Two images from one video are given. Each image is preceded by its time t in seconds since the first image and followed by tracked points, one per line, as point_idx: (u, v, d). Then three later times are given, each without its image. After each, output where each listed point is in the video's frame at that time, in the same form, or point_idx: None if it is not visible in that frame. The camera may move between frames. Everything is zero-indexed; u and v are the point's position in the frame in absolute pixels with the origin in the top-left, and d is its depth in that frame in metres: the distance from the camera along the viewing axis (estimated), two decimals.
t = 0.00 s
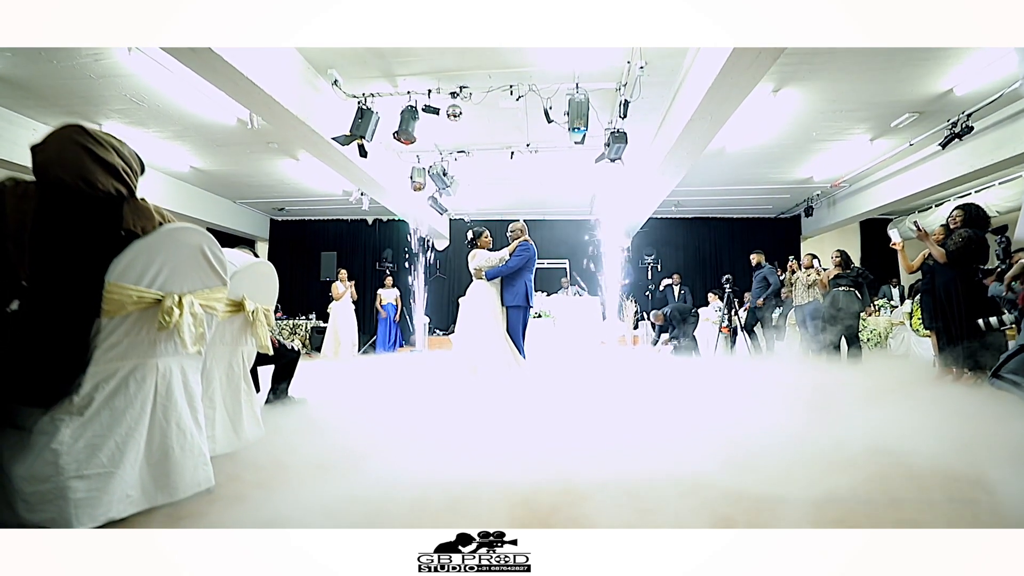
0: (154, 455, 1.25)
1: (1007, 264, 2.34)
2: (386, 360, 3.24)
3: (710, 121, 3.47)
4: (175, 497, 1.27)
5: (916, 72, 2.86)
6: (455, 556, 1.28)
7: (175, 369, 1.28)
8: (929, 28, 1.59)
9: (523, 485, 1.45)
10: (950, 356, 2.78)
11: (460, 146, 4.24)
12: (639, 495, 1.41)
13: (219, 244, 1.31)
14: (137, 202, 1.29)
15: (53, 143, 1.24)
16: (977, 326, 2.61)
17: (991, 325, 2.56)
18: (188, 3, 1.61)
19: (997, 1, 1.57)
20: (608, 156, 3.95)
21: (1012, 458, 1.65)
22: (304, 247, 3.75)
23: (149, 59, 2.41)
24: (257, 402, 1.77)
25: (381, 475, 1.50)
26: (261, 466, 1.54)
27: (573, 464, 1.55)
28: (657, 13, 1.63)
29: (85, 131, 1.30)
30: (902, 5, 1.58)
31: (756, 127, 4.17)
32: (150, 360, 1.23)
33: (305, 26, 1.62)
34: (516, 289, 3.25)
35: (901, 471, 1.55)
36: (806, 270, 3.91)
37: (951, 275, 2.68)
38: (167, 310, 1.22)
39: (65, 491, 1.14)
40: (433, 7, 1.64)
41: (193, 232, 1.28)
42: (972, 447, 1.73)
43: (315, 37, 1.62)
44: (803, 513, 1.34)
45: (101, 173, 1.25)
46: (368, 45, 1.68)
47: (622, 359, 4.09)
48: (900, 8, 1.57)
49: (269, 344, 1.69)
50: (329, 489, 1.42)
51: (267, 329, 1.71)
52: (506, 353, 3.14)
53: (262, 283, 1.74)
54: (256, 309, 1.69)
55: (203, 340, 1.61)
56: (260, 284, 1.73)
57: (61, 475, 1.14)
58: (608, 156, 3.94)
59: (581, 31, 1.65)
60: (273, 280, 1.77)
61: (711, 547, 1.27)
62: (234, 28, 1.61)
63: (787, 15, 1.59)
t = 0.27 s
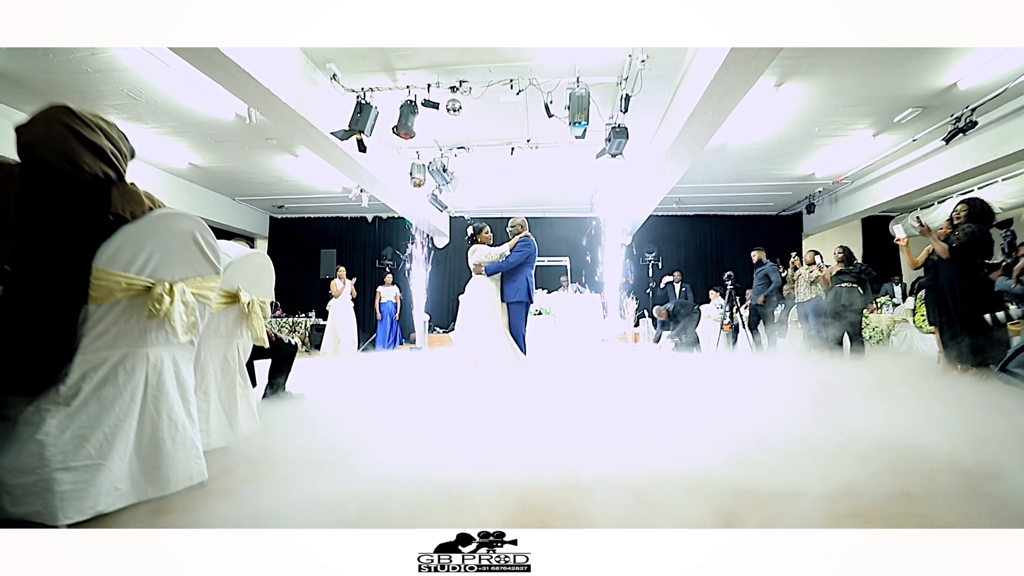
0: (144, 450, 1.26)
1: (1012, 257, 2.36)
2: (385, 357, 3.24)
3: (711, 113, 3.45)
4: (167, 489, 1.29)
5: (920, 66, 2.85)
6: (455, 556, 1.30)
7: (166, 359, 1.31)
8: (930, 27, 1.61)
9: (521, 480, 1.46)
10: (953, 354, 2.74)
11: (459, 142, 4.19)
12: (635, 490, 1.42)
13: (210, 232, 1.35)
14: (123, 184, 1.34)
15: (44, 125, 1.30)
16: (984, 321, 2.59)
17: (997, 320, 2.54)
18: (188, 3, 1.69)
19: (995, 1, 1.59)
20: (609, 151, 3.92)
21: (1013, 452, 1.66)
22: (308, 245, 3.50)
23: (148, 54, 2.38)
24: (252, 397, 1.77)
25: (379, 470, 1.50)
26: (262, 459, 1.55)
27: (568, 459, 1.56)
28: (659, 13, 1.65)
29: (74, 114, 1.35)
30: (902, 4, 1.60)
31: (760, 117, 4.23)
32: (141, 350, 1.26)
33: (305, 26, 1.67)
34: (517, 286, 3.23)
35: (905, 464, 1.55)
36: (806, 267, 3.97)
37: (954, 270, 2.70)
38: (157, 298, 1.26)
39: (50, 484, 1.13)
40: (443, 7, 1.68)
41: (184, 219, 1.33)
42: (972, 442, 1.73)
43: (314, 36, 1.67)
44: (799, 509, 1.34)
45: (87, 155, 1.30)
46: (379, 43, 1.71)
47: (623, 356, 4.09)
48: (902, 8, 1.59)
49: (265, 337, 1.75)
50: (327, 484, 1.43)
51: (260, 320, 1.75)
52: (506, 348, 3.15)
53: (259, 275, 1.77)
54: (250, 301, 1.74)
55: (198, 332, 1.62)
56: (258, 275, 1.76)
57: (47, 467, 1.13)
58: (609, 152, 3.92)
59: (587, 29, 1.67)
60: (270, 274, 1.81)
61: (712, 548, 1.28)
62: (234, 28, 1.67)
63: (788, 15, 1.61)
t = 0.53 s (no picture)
0: (133, 444, 1.13)
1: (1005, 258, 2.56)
2: (385, 356, 3.19)
3: (717, 108, 3.36)
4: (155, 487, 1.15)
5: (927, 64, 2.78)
6: (455, 556, 1.13)
7: (156, 352, 1.17)
8: (929, 28, 1.56)
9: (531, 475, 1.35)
10: (958, 348, 2.80)
11: (460, 139, 4.21)
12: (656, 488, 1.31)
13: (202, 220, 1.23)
14: (113, 171, 1.17)
15: (18, 102, 1.09)
16: (996, 319, 2.63)
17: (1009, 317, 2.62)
18: (188, 3, 1.60)
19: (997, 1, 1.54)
20: (611, 146, 3.88)
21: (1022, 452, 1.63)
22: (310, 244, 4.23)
23: (152, 53, 2.36)
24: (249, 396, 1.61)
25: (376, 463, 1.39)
26: (249, 450, 1.41)
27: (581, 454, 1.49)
28: (657, 13, 1.60)
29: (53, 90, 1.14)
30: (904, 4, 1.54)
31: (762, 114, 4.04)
32: (128, 341, 1.12)
33: (305, 27, 1.61)
34: (518, 281, 3.22)
35: (914, 462, 1.49)
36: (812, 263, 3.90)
37: (961, 266, 2.63)
38: (144, 287, 1.14)
39: (30, 481, 1.00)
40: (430, 8, 1.61)
41: (175, 205, 1.20)
42: (980, 443, 1.69)
43: (316, 37, 1.61)
44: (835, 509, 1.23)
45: (70, 137, 1.10)
46: (367, 45, 1.66)
47: (627, 355, 4.02)
48: (901, 8, 1.53)
49: (262, 331, 1.56)
50: (322, 480, 1.29)
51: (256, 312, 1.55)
52: (508, 345, 3.12)
53: (259, 266, 1.60)
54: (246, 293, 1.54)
55: (187, 321, 1.43)
56: (255, 267, 1.58)
57: (26, 463, 0.99)
58: (610, 147, 3.88)
59: (578, 32, 1.62)
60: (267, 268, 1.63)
61: (713, 547, 1.13)
62: (234, 28, 1.60)
63: (788, 15, 1.56)
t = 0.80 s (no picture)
0: (112, 445, 1.09)
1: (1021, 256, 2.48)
2: (384, 354, 3.16)
3: (721, 102, 3.33)
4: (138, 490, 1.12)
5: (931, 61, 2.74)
6: (455, 556, 1.14)
7: (138, 348, 1.12)
8: (929, 28, 1.56)
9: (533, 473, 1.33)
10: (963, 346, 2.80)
11: (459, 135, 4.17)
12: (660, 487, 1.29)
13: (187, 209, 1.16)
14: (90, 155, 1.12)
15: None
16: (1008, 315, 2.63)
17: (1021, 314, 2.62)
18: (188, 3, 1.63)
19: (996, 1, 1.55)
20: (613, 142, 3.85)
21: None
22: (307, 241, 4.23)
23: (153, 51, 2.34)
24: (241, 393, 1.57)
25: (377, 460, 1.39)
26: (250, 446, 1.40)
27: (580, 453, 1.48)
28: (658, 13, 1.61)
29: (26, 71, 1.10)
30: (904, 3, 1.55)
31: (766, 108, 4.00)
32: (108, 336, 1.07)
33: (305, 27, 1.62)
34: (518, 278, 3.22)
35: (915, 460, 1.48)
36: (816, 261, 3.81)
37: (969, 262, 2.62)
38: (125, 279, 1.07)
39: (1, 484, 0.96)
40: (434, 8, 1.63)
41: (158, 192, 1.13)
42: (980, 441, 1.68)
43: (315, 37, 1.63)
44: (841, 507, 1.22)
45: (45, 119, 1.06)
46: (371, 45, 1.67)
47: (628, 353, 4.01)
48: (901, 8, 1.54)
49: (253, 328, 1.52)
50: (322, 479, 1.28)
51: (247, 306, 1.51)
52: (507, 342, 3.11)
53: (248, 260, 1.55)
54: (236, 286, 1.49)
55: (175, 317, 1.38)
56: (246, 262, 1.53)
57: None
58: (611, 143, 3.85)
59: (580, 31, 1.63)
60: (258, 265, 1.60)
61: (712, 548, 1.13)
62: (235, 29, 1.62)
63: (788, 15, 1.57)
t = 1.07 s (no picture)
0: (87, 449, 1.06)
1: None
2: (383, 354, 3.13)
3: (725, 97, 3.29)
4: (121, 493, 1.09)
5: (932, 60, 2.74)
6: (455, 556, 1.12)
7: (116, 345, 1.09)
8: (927, 27, 1.57)
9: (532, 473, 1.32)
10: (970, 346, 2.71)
11: (458, 132, 4.17)
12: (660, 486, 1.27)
13: (167, 201, 1.15)
14: (61, 140, 1.11)
15: None
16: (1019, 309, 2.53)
17: None
18: (188, 2, 1.63)
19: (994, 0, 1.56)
20: (613, 138, 3.79)
21: None
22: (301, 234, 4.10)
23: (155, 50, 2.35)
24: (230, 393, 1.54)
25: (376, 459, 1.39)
26: (247, 446, 1.40)
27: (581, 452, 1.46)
28: (658, 13, 1.62)
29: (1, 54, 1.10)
30: (903, 3, 1.56)
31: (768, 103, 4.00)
32: (83, 333, 1.04)
33: (305, 26, 1.63)
34: (517, 276, 3.18)
35: (916, 460, 1.46)
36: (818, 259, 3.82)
37: (976, 259, 2.57)
38: (99, 273, 1.06)
39: None
40: (432, 8, 1.62)
41: (138, 182, 1.11)
42: (981, 440, 1.66)
43: (316, 37, 1.63)
44: (843, 507, 1.19)
45: (13, 102, 1.05)
46: (373, 44, 1.67)
47: (629, 352, 3.98)
48: (900, 7, 1.55)
49: (242, 325, 1.50)
50: (319, 477, 1.26)
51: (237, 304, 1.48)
52: (507, 340, 3.08)
53: (238, 257, 1.52)
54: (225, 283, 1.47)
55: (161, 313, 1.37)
56: (234, 259, 1.51)
57: None
58: (613, 140, 3.80)
59: (580, 30, 1.63)
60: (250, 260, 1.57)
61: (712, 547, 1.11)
62: (234, 29, 1.62)
63: (788, 14, 1.58)
